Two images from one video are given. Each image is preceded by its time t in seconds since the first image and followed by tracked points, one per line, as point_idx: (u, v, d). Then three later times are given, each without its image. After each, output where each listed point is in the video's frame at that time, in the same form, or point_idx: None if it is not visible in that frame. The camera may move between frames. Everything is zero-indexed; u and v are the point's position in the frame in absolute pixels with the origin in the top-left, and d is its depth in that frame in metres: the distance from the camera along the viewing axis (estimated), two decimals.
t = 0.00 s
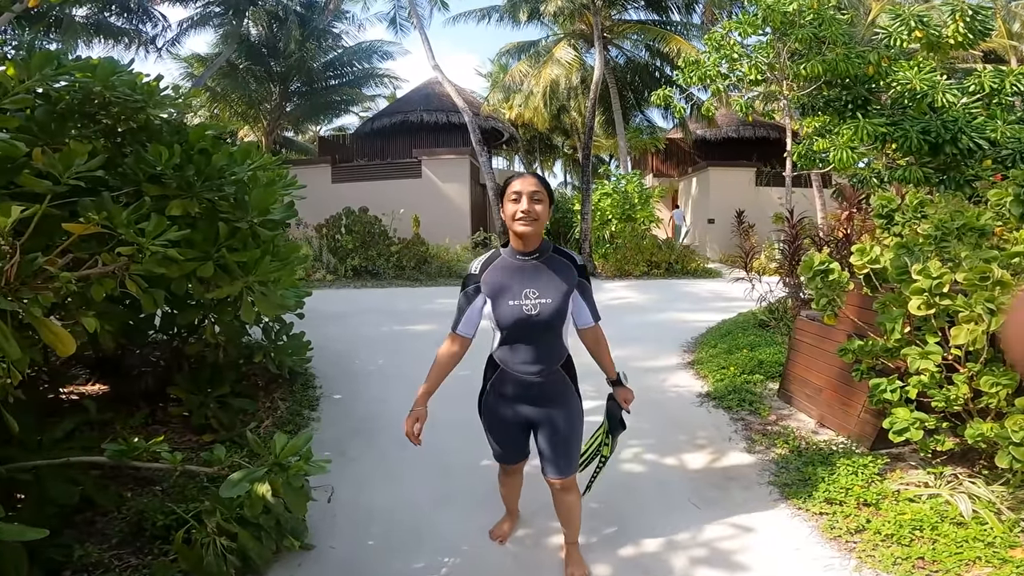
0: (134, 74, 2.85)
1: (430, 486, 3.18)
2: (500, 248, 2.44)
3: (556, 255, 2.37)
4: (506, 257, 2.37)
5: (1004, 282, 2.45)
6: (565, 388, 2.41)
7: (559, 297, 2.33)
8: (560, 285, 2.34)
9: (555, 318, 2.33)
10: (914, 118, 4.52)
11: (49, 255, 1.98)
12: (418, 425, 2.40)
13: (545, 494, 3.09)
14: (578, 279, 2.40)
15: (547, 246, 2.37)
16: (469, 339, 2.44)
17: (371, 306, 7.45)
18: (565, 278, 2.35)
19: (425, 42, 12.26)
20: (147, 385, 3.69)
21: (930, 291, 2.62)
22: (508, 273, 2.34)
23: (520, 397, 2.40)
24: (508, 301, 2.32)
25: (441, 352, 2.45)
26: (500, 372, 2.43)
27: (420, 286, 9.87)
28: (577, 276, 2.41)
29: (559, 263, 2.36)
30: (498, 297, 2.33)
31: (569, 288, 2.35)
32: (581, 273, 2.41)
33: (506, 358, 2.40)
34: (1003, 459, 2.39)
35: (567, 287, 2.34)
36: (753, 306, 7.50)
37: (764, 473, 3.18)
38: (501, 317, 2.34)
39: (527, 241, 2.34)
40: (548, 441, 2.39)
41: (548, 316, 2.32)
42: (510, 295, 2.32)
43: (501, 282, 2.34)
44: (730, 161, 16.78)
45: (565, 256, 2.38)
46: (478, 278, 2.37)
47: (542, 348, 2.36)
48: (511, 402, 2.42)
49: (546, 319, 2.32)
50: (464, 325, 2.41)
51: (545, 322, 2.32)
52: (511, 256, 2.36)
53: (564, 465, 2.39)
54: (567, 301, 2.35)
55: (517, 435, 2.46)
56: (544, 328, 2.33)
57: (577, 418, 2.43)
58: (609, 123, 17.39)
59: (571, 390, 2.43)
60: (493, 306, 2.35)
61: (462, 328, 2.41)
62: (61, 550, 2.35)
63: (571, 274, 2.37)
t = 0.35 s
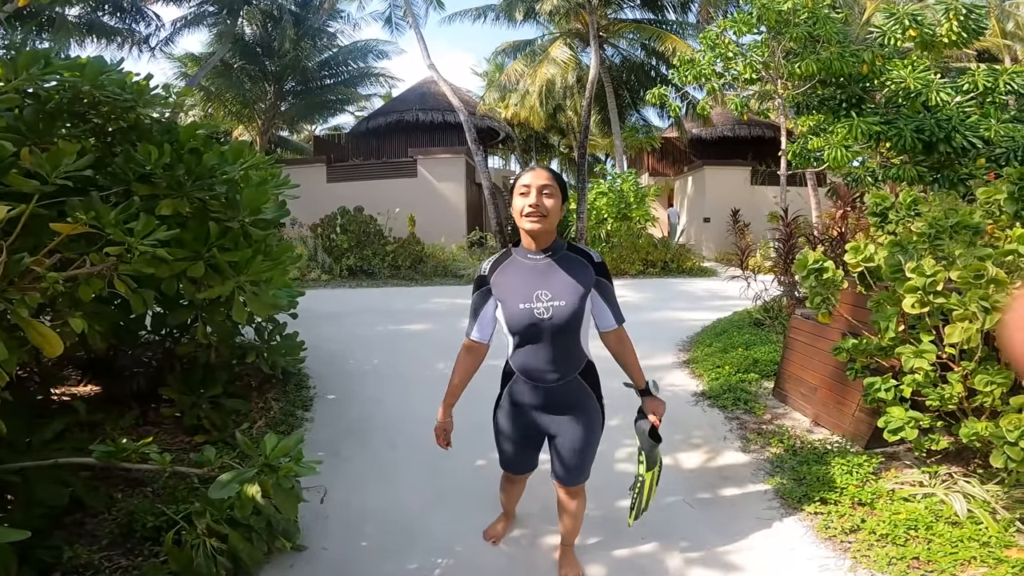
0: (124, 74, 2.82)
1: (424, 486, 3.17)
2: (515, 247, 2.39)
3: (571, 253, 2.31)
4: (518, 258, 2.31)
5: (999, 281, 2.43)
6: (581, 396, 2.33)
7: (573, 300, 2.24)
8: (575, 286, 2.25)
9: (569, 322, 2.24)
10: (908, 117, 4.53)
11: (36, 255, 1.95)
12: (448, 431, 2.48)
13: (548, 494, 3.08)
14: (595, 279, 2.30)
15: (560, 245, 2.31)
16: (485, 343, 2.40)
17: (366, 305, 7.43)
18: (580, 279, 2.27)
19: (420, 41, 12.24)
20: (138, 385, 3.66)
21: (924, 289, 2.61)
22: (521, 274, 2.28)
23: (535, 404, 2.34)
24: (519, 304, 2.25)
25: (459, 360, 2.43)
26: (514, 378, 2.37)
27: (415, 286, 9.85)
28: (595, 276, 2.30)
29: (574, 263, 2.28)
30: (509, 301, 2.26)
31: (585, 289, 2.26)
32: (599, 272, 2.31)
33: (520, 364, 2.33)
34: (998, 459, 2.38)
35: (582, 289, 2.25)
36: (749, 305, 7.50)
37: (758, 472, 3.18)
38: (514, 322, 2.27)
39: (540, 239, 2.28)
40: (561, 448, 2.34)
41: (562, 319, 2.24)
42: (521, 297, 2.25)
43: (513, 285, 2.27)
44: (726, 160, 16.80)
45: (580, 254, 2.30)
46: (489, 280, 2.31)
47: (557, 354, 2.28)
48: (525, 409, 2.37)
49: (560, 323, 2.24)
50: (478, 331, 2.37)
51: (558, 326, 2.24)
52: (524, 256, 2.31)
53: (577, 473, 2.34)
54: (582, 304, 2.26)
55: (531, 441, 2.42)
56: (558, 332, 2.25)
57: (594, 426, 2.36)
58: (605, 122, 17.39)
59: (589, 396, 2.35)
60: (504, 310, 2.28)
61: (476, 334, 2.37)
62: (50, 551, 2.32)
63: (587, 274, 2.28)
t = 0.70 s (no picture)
0: (119, 76, 2.82)
1: (422, 487, 3.16)
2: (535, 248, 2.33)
3: (591, 254, 2.22)
4: (537, 259, 2.25)
5: (995, 278, 2.44)
6: (597, 404, 2.24)
7: (590, 302, 2.16)
8: (593, 288, 2.16)
9: (585, 326, 2.16)
10: (905, 114, 4.54)
11: (33, 260, 1.94)
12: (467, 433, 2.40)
13: (552, 495, 3.08)
14: (615, 281, 2.19)
15: (579, 245, 2.22)
16: (508, 345, 2.37)
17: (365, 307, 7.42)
18: (599, 281, 2.17)
19: (418, 42, 12.23)
20: (136, 388, 3.65)
21: (922, 286, 2.60)
22: (538, 274, 2.22)
23: (547, 409, 2.27)
24: (534, 305, 2.20)
25: (482, 362, 2.41)
26: (528, 381, 2.32)
27: (414, 287, 9.86)
28: (615, 277, 2.19)
29: (592, 263, 2.20)
30: (524, 301, 2.22)
31: (603, 291, 2.16)
32: (619, 274, 2.19)
33: (534, 367, 2.27)
34: (999, 458, 2.38)
35: (600, 291, 2.16)
36: (748, 304, 7.49)
37: (757, 472, 3.17)
38: (528, 323, 2.22)
39: (557, 242, 2.21)
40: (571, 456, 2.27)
41: (577, 322, 2.16)
42: (536, 298, 2.20)
43: (530, 285, 2.22)
44: (724, 158, 16.81)
45: (599, 254, 2.21)
46: (508, 281, 2.28)
47: (572, 358, 2.21)
48: (537, 414, 2.30)
49: (576, 325, 2.16)
50: (499, 333, 2.35)
51: (573, 329, 2.17)
52: (543, 256, 2.24)
53: (586, 482, 2.27)
54: (600, 307, 2.16)
55: (543, 448, 2.35)
56: (574, 335, 2.18)
57: (609, 435, 2.27)
58: (603, 122, 17.40)
59: (604, 405, 2.25)
60: (520, 310, 2.24)
61: (497, 336, 2.34)
62: (49, 554, 2.32)
63: (605, 276, 2.18)
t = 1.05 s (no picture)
0: (117, 74, 2.80)
1: (420, 486, 3.16)
2: (547, 244, 2.30)
3: (604, 253, 2.20)
4: (549, 256, 2.21)
5: (995, 276, 2.44)
6: (606, 403, 2.21)
7: (604, 301, 2.13)
8: (607, 286, 2.14)
9: (599, 324, 2.13)
10: (905, 113, 4.54)
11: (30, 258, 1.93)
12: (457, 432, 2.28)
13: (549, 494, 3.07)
14: (628, 280, 2.17)
15: (593, 244, 2.20)
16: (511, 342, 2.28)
17: (365, 305, 7.40)
18: (613, 279, 2.15)
19: (418, 40, 12.19)
20: (134, 386, 3.65)
21: (922, 285, 2.59)
22: (551, 270, 2.18)
23: (555, 410, 2.21)
24: (548, 302, 2.16)
25: (480, 360, 2.29)
26: (534, 381, 2.26)
27: (414, 285, 9.84)
28: (629, 276, 2.18)
29: (606, 262, 2.17)
30: (537, 298, 2.18)
31: (617, 291, 2.14)
32: (632, 275, 2.18)
33: (544, 365, 2.22)
34: (997, 458, 2.37)
35: (614, 290, 2.14)
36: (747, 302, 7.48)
37: (756, 471, 3.17)
38: (541, 319, 2.17)
39: (570, 241, 2.18)
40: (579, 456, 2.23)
41: (591, 320, 2.13)
42: (549, 295, 2.16)
43: (542, 281, 2.17)
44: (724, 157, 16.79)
45: (614, 254, 2.19)
46: (518, 276, 2.22)
47: (584, 357, 2.18)
48: (544, 416, 2.23)
49: (589, 322, 2.13)
50: (502, 329, 2.26)
51: (587, 328, 2.13)
52: (555, 254, 2.20)
53: (590, 482, 2.26)
54: (614, 306, 2.14)
55: (546, 451, 2.26)
56: (587, 333, 2.14)
57: (615, 435, 2.25)
58: (602, 120, 17.38)
59: (611, 405, 2.23)
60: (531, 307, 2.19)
61: (500, 332, 2.25)
62: (46, 552, 2.32)
63: (620, 275, 2.16)
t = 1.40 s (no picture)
0: (118, 72, 2.80)
1: (420, 484, 3.16)
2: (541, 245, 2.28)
3: (600, 253, 2.21)
4: (545, 257, 2.19)
5: (998, 276, 2.43)
6: (609, 402, 2.22)
7: (603, 301, 2.14)
8: (607, 286, 2.16)
9: (599, 324, 2.14)
10: (907, 113, 4.53)
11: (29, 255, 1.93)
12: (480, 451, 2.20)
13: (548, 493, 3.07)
14: (624, 281, 2.21)
15: (590, 244, 2.20)
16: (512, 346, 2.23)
17: (365, 303, 7.40)
18: (612, 280, 2.17)
19: (419, 38, 12.17)
20: (134, 384, 3.65)
21: (924, 284, 2.58)
22: (550, 271, 2.16)
23: (561, 413, 2.19)
24: (548, 303, 2.14)
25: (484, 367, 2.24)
26: (535, 384, 2.23)
27: (414, 283, 9.84)
28: (625, 277, 2.22)
29: (604, 263, 2.19)
30: (537, 299, 2.15)
31: (615, 290, 2.17)
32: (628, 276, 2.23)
33: (546, 366, 2.20)
34: (998, 458, 2.37)
35: (613, 290, 2.16)
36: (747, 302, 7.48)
37: (756, 470, 3.17)
38: (542, 321, 2.15)
39: (566, 243, 2.18)
40: (586, 457, 2.22)
41: (592, 319, 2.13)
42: (549, 296, 2.14)
43: (542, 282, 2.15)
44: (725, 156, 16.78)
45: (610, 255, 2.21)
46: (516, 278, 2.18)
47: (587, 356, 2.18)
48: (550, 419, 2.21)
49: (591, 322, 2.13)
50: (504, 333, 2.21)
51: (589, 327, 2.14)
52: (551, 255, 2.19)
53: (594, 481, 2.27)
54: (612, 305, 2.16)
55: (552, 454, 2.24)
56: (590, 333, 2.14)
57: (618, 433, 2.26)
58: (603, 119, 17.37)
59: (613, 403, 2.24)
60: (532, 309, 2.16)
61: (502, 337, 2.20)
62: (46, 550, 2.32)
63: (616, 274, 2.19)
